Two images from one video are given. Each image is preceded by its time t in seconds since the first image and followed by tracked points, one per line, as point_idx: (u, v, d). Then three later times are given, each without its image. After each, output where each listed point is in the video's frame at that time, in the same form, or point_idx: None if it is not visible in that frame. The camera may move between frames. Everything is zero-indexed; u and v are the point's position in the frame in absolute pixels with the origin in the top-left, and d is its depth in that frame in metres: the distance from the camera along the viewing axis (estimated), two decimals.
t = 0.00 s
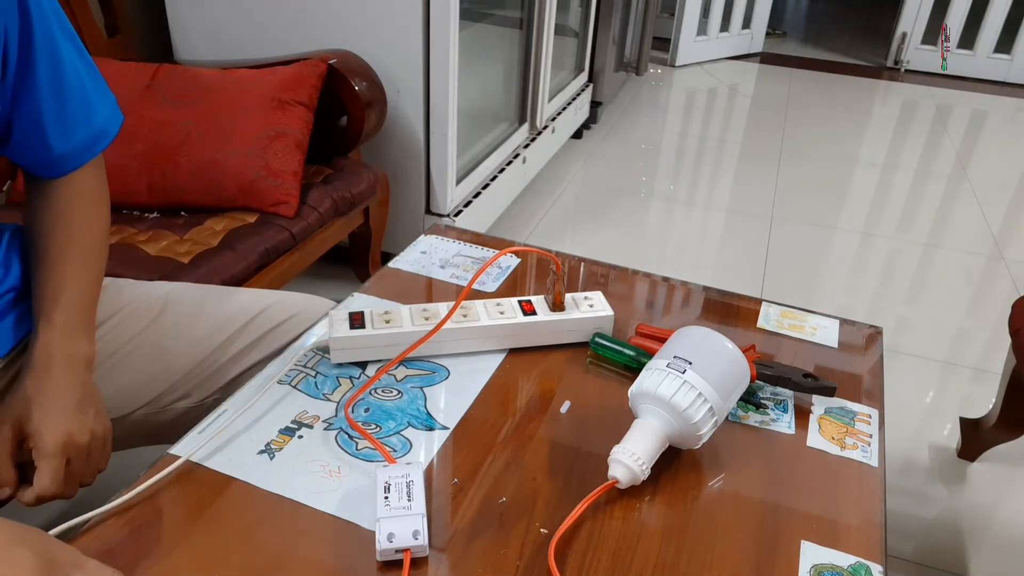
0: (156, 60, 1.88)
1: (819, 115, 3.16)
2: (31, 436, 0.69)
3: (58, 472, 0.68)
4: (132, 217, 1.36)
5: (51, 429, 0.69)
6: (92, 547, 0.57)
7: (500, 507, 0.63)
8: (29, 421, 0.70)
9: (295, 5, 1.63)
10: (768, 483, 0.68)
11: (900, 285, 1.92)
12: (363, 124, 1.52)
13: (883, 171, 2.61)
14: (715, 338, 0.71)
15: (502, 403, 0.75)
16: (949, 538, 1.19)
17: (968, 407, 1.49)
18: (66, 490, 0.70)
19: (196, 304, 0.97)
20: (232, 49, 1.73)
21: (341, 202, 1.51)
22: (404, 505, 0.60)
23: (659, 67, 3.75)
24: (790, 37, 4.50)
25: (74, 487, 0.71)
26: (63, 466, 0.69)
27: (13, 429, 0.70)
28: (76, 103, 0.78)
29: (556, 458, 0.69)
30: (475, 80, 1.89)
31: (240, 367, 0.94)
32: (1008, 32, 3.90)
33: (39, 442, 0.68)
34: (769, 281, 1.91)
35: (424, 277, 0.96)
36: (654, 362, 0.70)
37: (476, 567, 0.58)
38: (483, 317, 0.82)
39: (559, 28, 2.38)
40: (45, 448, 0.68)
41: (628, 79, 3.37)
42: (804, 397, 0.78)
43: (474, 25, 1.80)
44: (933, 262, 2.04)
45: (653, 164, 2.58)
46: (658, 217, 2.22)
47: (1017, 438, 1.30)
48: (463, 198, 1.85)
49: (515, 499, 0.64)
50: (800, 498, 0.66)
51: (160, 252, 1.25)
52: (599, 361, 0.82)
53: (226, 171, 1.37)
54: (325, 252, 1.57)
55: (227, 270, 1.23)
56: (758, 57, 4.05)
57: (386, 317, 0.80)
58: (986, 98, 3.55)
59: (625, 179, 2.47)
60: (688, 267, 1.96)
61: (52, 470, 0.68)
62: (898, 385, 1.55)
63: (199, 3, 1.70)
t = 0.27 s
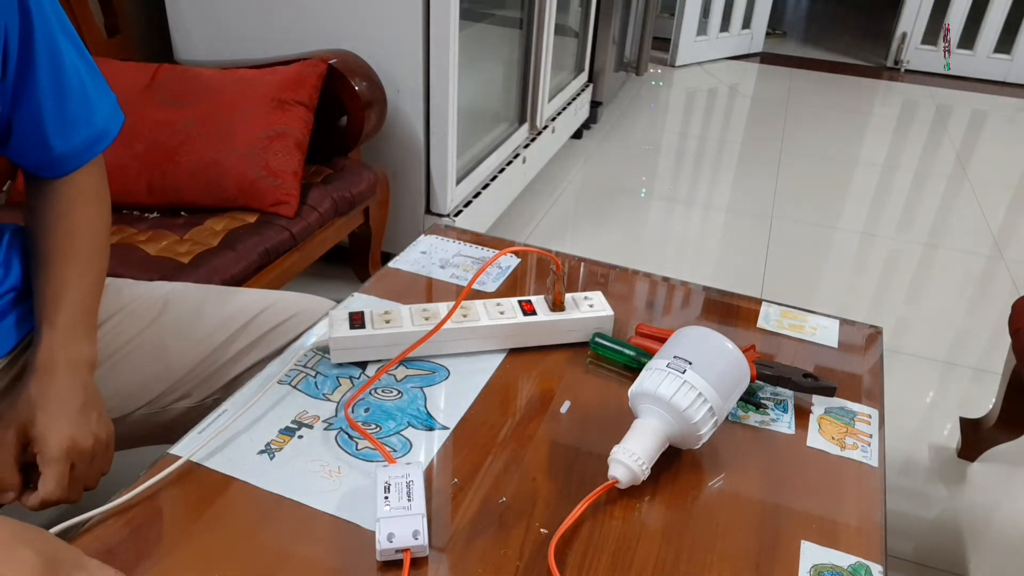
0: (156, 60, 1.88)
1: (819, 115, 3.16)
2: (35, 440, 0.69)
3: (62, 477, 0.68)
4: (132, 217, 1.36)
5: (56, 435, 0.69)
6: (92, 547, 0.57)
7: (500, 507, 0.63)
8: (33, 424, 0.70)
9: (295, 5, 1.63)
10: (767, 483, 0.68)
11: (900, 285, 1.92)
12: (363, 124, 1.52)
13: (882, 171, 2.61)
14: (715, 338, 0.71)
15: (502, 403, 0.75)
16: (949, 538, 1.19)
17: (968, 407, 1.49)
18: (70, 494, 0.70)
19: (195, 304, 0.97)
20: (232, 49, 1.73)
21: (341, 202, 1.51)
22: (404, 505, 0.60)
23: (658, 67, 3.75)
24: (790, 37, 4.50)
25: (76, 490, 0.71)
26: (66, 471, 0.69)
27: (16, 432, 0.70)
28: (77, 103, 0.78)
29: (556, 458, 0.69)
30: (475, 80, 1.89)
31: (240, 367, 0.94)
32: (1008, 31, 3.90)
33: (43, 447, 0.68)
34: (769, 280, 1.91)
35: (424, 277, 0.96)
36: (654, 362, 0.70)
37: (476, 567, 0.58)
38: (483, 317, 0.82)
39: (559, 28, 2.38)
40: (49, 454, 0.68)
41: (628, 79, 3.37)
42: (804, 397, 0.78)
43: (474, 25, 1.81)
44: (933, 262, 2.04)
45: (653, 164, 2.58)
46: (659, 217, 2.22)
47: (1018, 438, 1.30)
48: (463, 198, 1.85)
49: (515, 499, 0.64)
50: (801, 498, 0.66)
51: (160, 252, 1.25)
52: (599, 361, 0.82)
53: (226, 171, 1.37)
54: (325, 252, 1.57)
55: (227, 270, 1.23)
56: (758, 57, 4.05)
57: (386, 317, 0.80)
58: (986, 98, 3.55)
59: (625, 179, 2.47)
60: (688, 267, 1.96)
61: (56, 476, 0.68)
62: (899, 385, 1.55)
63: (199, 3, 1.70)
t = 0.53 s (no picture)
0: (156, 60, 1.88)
1: (819, 115, 3.16)
2: (36, 441, 0.69)
3: (63, 479, 0.68)
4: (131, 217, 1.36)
5: (57, 437, 0.69)
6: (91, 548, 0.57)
7: (500, 507, 0.63)
8: (34, 426, 0.70)
9: (295, 5, 1.63)
10: (767, 483, 0.68)
11: (900, 285, 1.92)
12: (363, 124, 1.52)
13: (883, 171, 2.61)
14: (715, 338, 0.71)
15: (502, 403, 0.75)
16: (949, 538, 1.19)
17: (968, 407, 1.49)
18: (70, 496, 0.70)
19: (195, 304, 0.97)
20: (232, 50, 1.73)
21: (341, 202, 1.51)
22: (404, 505, 0.60)
23: (658, 67, 3.75)
24: (790, 37, 4.50)
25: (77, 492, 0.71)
26: (67, 474, 0.69)
27: (17, 434, 0.70)
28: (76, 103, 0.78)
29: (556, 458, 0.69)
30: (475, 79, 1.89)
31: (240, 367, 0.94)
32: (1008, 31, 3.90)
33: (44, 448, 0.68)
34: (769, 280, 1.91)
35: (424, 277, 0.96)
36: (654, 362, 0.70)
37: (476, 567, 0.58)
38: (483, 317, 0.82)
39: (559, 28, 2.38)
40: (50, 456, 0.68)
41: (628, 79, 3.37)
42: (804, 397, 0.78)
43: (474, 25, 1.81)
44: (933, 262, 2.04)
45: (653, 164, 2.58)
46: (658, 217, 2.22)
47: (1018, 438, 1.30)
48: (463, 198, 1.85)
49: (515, 499, 0.64)
50: (801, 498, 0.66)
51: (160, 252, 1.25)
52: (599, 361, 0.82)
53: (226, 171, 1.37)
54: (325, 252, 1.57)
55: (227, 270, 1.23)
56: (758, 57, 4.05)
57: (386, 317, 0.80)
58: (986, 98, 3.55)
59: (625, 179, 2.47)
60: (688, 267, 1.96)
61: (56, 478, 0.68)
62: (899, 385, 1.55)
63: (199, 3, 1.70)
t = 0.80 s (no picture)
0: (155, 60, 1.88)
1: (819, 115, 3.16)
2: (38, 442, 0.69)
3: (65, 480, 0.68)
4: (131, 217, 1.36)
5: (57, 438, 0.69)
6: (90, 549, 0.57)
7: (499, 507, 0.63)
8: (36, 426, 0.70)
9: (295, 5, 1.63)
10: (767, 483, 0.68)
11: (900, 285, 1.92)
12: (363, 124, 1.52)
13: (883, 171, 2.61)
14: (716, 338, 0.71)
15: (502, 403, 0.75)
16: (949, 538, 1.19)
17: (968, 407, 1.49)
18: (72, 497, 0.70)
19: (195, 304, 0.97)
20: (232, 50, 1.73)
21: (341, 202, 1.51)
22: (404, 505, 0.60)
23: (658, 67, 3.75)
24: (790, 37, 4.50)
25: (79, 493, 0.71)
26: (69, 474, 0.69)
27: (18, 435, 0.70)
28: (76, 103, 0.79)
29: (556, 458, 0.69)
30: (475, 79, 1.89)
31: (240, 367, 0.94)
32: (1008, 31, 3.90)
33: (46, 450, 0.69)
34: (769, 280, 1.91)
35: (424, 277, 0.96)
36: (654, 362, 0.70)
37: (476, 567, 0.58)
38: (483, 317, 0.82)
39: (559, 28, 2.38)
40: (51, 457, 0.68)
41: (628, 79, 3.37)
42: (804, 397, 0.78)
43: (474, 25, 1.81)
44: (933, 262, 2.04)
45: (653, 164, 2.58)
46: (659, 217, 2.22)
47: (1017, 438, 1.30)
48: (463, 198, 1.85)
49: (515, 499, 0.64)
50: (801, 498, 0.66)
51: (160, 252, 1.25)
52: (599, 361, 0.82)
53: (225, 171, 1.37)
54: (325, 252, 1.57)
55: (227, 270, 1.23)
56: (758, 57, 4.05)
57: (386, 317, 0.80)
58: (986, 98, 3.55)
59: (625, 179, 2.47)
60: (688, 267, 1.96)
61: (58, 480, 0.68)
62: (899, 385, 1.55)
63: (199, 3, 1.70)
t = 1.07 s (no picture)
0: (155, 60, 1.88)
1: (819, 115, 3.16)
2: (39, 442, 0.69)
3: (66, 480, 0.68)
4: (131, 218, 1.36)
5: (59, 438, 0.69)
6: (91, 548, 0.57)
7: (499, 507, 0.63)
8: (37, 426, 0.70)
9: (295, 5, 1.63)
10: (767, 483, 0.68)
11: (900, 285, 1.92)
12: (363, 124, 1.52)
13: (883, 171, 2.61)
14: (715, 338, 0.71)
15: (502, 403, 0.75)
16: (949, 538, 1.19)
17: (968, 407, 1.49)
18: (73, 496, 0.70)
19: (196, 304, 0.97)
20: (233, 50, 1.73)
21: (341, 202, 1.51)
22: (404, 505, 0.60)
23: (658, 67, 3.75)
24: (790, 37, 4.50)
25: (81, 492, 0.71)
26: (70, 475, 0.69)
27: (20, 435, 0.70)
28: (76, 104, 0.79)
29: (556, 458, 0.69)
30: (475, 79, 1.89)
31: (240, 367, 0.94)
32: (1008, 31, 3.89)
33: (47, 450, 0.69)
34: (769, 280, 1.91)
35: (424, 277, 0.96)
36: (654, 362, 0.70)
37: (476, 567, 0.58)
38: (483, 317, 0.82)
39: (559, 28, 2.38)
40: (53, 457, 0.68)
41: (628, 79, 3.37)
42: (804, 397, 0.78)
43: (474, 25, 1.81)
44: (933, 262, 2.04)
45: (653, 164, 2.58)
46: (659, 217, 2.22)
47: (1018, 438, 1.30)
48: (463, 197, 1.85)
49: (515, 499, 0.64)
50: (801, 498, 0.66)
51: (160, 252, 1.25)
52: (599, 361, 0.82)
53: (226, 171, 1.37)
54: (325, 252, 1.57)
55: (227, 270, 1.23)
56: (758, 57, 4.05)
57: (386, 317, 0.80)
58: (986, 98, 3.55)
59: (625, 179, 2.47)
60: (688, 267, 1.96)
61: (60, 480, 0.68)
62: (899, 385, 1.55)
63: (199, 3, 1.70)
